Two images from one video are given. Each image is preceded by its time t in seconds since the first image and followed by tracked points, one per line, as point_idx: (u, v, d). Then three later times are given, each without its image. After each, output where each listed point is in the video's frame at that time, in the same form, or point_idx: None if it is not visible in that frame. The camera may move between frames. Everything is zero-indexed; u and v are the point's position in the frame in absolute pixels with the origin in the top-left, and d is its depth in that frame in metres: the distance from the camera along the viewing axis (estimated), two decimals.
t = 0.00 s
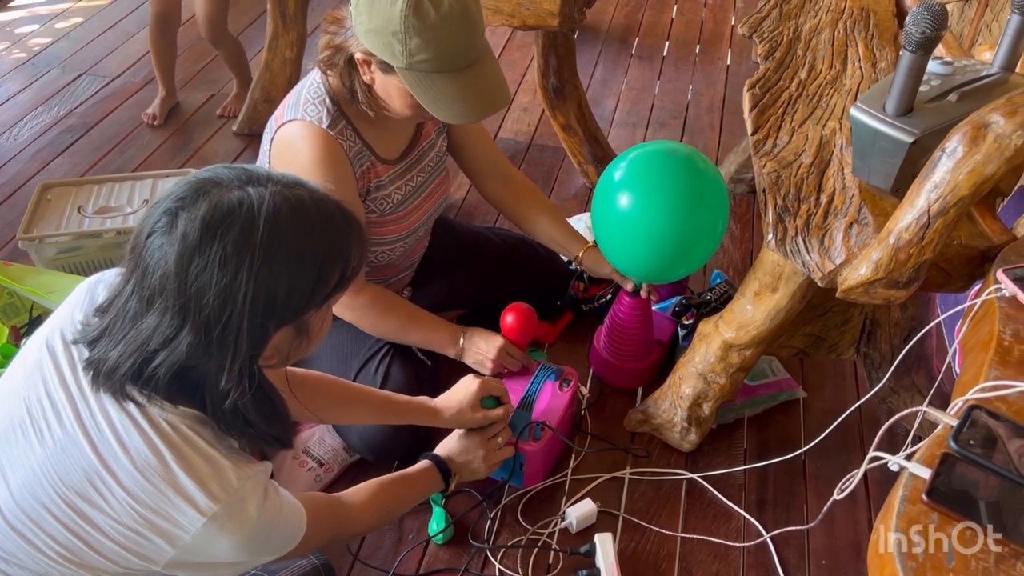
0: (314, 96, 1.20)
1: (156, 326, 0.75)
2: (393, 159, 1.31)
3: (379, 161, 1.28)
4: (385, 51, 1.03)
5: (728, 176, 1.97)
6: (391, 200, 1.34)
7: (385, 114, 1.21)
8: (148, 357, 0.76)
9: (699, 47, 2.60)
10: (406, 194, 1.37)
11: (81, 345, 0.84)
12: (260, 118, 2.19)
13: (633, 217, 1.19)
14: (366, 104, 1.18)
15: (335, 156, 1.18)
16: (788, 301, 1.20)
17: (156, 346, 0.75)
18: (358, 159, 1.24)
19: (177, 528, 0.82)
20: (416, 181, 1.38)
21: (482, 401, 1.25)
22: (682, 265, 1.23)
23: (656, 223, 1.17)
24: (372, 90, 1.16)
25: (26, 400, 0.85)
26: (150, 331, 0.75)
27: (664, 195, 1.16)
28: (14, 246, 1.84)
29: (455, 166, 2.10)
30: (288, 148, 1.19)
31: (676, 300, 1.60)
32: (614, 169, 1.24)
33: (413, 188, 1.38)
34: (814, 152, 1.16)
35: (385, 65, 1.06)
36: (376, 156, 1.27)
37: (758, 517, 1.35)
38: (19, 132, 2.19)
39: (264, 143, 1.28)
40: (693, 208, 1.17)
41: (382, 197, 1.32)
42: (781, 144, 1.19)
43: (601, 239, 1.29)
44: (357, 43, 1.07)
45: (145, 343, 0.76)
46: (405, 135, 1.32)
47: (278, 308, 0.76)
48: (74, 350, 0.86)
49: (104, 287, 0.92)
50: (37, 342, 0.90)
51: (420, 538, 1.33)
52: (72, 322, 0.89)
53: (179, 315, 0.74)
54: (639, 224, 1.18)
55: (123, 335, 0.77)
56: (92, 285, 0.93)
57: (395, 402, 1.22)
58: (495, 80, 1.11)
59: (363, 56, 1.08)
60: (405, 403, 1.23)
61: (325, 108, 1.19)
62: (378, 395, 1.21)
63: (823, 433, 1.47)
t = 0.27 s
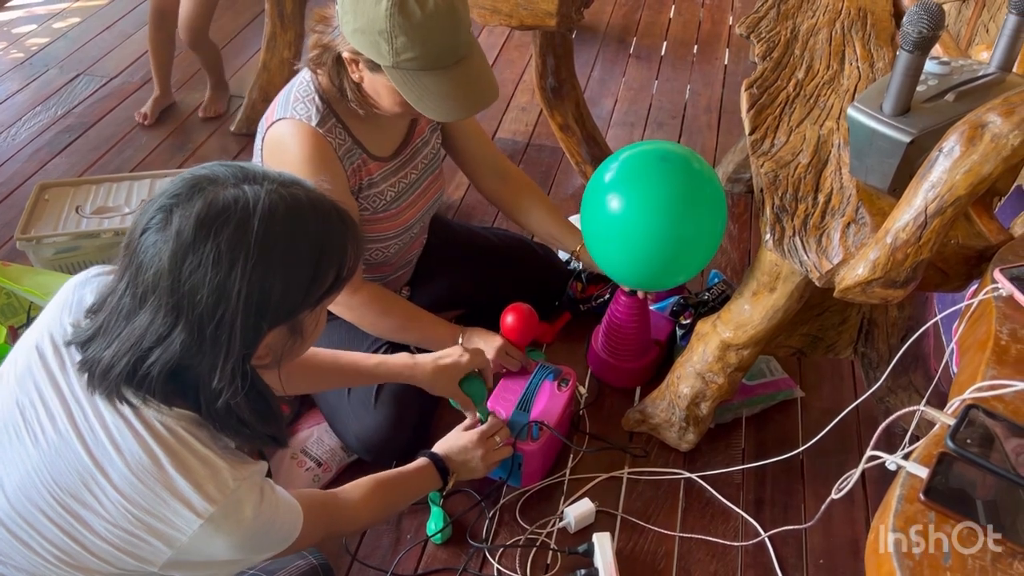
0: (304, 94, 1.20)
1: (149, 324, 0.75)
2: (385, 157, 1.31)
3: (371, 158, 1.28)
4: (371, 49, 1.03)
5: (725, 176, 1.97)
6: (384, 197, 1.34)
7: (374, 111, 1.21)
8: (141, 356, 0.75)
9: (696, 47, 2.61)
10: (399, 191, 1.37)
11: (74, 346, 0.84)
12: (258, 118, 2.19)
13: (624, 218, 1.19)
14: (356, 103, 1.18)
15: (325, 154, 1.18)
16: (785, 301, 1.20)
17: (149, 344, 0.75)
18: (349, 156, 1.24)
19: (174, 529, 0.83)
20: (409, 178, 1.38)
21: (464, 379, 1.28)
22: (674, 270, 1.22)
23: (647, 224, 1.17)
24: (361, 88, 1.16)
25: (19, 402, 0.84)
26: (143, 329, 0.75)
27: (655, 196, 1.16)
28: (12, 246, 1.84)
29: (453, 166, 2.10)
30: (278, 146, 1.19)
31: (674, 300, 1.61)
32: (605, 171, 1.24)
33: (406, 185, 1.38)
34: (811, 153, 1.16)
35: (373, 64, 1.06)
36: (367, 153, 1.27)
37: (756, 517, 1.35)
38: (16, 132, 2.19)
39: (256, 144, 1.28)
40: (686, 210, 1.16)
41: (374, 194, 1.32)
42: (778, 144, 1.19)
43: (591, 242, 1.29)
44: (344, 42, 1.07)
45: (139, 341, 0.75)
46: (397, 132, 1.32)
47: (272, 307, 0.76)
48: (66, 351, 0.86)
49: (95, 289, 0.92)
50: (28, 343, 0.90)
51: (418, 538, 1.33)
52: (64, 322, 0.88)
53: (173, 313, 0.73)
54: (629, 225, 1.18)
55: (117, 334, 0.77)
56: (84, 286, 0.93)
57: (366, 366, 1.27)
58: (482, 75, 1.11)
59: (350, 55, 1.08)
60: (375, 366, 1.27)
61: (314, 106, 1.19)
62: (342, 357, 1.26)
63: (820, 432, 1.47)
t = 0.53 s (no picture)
0: (291, 92, 1.20)
1: (130, 321, 0.75)
2: (376, 154, 1.31)
3: (361, 156, 1.28)
4: (350, 45, 1.04)
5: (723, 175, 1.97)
6: (375, 194, 1.34)
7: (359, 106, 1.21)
8: (122, 352, 0.75)
9: (694, 46, 2.61)
10: (390, 188, 1.37)
11: (58, 343, 0.84)
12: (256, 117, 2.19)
13: (625, 220, 1.19)
14: (340, 99, 1.19)
15: (312, 151, 1.18)
16: (783, 299, 1.20)
17: (131, 341, 0.75)
18: (337, 154, 1.24)
19: (163, 527, 0.83)
20: (401, 175, 1.38)
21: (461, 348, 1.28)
22: (676, 276, 1.22)
23: (648, 228, 1.17)
24: (344, 84, 1.16)
25: (4, 400, 0.84)
26: (124, 325, 0.75)
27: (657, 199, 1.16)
28: (10, 245, 1.84)
29: (451, 165, 2.11)
30: (266, 145, 1.19)
31: (672, 298, 1.61)
32: (607, 170, 1.24)
33: (397, 183, 1.38)
34: (809, 151, 1.16)
35: (352, 59, 1.07)
36: (357, 150, 1.27)
37: (753, 515, 1.36)
38: (14, 131, 2.19)
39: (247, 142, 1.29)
40: (690, 215, 1.16)
41: (365, 191, 1.32)
42: (776, 142, 1.19)
43: (591, 243, 1.29)
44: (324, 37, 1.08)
45: (120, 337, 0.75)
46: (387, 129, 1.32)
47: (254, 307, 0.75)
48: (51, 349, 0.86)
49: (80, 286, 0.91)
50: (13, 339, 0.89)
51: (416, 536, 1.33)
52: (49, 319, 0.88)
53: (154, 310, 0.73)
54: (631, 228, 1.18)
55: (100, 329, 0.77)
56: (70, 282, 0.92)
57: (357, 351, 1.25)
58: (465, 70, 1.11)
59: (330, 51, 1.09)
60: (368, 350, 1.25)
61: (301, 105, 1.19)
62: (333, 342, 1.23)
63: (817, 430, 1.47)
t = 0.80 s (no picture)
0: (280, 92, 1.20)
1: (117, 318, 0.74)
2: (367, 153, 1.31)
3: (351, 155, 1.28)
4: (333, 44, 1.04)
5: (722, 174, 1.97)
6: (367, 193, 1.34)
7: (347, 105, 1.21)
8: (109, 350, 0.75)
9: (693, 45, 2.61)
10: (383, 187, 1.37)
11: (47, 340, 0.84)
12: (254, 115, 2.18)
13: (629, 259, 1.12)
14: (327, 98, 1.18)
15: (301, 151, 1.19)
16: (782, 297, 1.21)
17: (117, 338, 0.75)
18: (326, 153, 1.24)
19: (155, 525, 0.82)
20: (393, 173, 1.38)
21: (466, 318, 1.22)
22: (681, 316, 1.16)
23: (652, 270, 1.10)
24: (331, 83, 1.16)
25: None
26: (111, 323, 0.75)
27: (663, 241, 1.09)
28: (9, 243, 1.84)
29: (450, 163, 2.11)
30: (255, 145, 1.19)
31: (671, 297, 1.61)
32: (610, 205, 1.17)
33: (390, 181, 1.38)
34: (808, 149, 1.16)
35: (336, 58, 1.07)
36: (347, 149, 1.27)
37: (752, 513, 1.36)
38: (12, 128, 2.19)
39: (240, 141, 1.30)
40: (697, 255, 1.09)
41: (356, 190, 1.32)
42: (775, 140, 1.19)
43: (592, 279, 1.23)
44: (309, 37, 1.09)
45: (106, 335, 0.75)
46: (378, 127, 1.32)
47: (242, 306, 0.75)
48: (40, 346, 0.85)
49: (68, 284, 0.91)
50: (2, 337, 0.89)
51: (415, 534, 1.33)
52: (38, 316, 0.88)
53: (141, 307, 0.73)
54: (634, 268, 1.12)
55: (87, 326, 0.76)
56: (59, 279, 0.92)
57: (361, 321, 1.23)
58: (451, 67, 1.11)
59: (315, 50, 1.09)
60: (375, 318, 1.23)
61: (289, 105, 1.19)
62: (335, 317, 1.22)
63: (816, 428, 1.47)
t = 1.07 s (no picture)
0: (274, 91, 1.20)
1: (112, 318, 0.74)
2: (363, 150, 1.31)
3: (348, 153, 1.28)
4: (325, 42, 1.03)
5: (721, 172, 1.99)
6: (364, 190, 1.34)
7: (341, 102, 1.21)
8: (104, 350, 0.75)
9: (693, 43, 2.61)
10: (380, 184, 1.36)
11: (42, 338, 0.83)
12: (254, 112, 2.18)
13: (638, 214, 1.13)
14: (321, 96, 1.18)
15: (296, 150, 1.19)
16: (782, 295, 1.21)
17: (112, 338, 0.74)
18: (321, 151, 1.24)
19: (152, 524, 0.82)
20: (390, 171, 1.38)
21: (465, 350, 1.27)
22: (690, 271, 1.17)
23: (660, 223, 1.11)
24: (325, 81, 1.15)
25: None
26: (106, 322, 0.74)
27: (671, 196, 1.10)
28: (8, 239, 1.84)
29: (450, 160, 2.11)
30: (252, 144, 1.19)
31: (670, 295, 1.62)
32: (619, 163, 1.18)
33: (387, 179, 1.38)
34: (808, 147, 1.16)
35: (329, 57, 1.06)
36: (343, 147, 1.27)
37: (752, 511, 1.36)
38: (11, 125, 2.18)
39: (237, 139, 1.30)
40: (706, 212, 1.10)
41: (353, 188, 1.32)
42: (775, 138, 1.19)
43: (603, 236, 1.24)
44: (301, 36, 1.08)
45: (101, 334, 0.75)
46: (374, 125, 1.31)
47: (238, 305, 0.75)
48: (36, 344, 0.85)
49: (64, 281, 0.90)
50: None
51: (414, 531, 1.33)
52: (34, 314, 0.87)
53: (136, 307, 0.73)
54: (643, 222, 1.12)
55: (82, 326, 0.76)
56: (54, 276, 0.92)
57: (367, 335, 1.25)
58: (446, 63, 1.11)
59: (308, 48, 1.09)
60: (383, 332, 1.26)
61: (283, 104, 1.19)
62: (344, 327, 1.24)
63: (816, 426, 1.47)
